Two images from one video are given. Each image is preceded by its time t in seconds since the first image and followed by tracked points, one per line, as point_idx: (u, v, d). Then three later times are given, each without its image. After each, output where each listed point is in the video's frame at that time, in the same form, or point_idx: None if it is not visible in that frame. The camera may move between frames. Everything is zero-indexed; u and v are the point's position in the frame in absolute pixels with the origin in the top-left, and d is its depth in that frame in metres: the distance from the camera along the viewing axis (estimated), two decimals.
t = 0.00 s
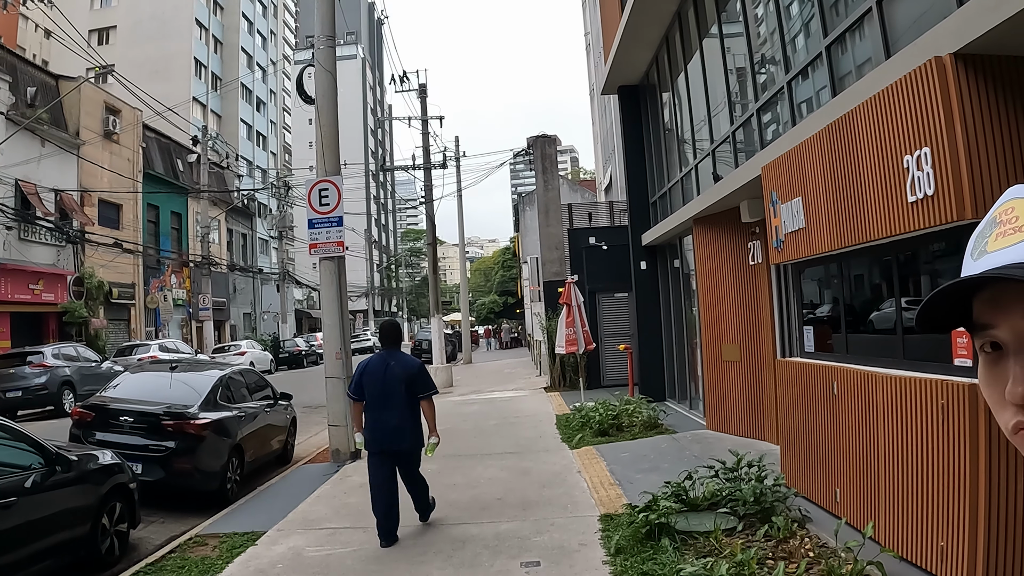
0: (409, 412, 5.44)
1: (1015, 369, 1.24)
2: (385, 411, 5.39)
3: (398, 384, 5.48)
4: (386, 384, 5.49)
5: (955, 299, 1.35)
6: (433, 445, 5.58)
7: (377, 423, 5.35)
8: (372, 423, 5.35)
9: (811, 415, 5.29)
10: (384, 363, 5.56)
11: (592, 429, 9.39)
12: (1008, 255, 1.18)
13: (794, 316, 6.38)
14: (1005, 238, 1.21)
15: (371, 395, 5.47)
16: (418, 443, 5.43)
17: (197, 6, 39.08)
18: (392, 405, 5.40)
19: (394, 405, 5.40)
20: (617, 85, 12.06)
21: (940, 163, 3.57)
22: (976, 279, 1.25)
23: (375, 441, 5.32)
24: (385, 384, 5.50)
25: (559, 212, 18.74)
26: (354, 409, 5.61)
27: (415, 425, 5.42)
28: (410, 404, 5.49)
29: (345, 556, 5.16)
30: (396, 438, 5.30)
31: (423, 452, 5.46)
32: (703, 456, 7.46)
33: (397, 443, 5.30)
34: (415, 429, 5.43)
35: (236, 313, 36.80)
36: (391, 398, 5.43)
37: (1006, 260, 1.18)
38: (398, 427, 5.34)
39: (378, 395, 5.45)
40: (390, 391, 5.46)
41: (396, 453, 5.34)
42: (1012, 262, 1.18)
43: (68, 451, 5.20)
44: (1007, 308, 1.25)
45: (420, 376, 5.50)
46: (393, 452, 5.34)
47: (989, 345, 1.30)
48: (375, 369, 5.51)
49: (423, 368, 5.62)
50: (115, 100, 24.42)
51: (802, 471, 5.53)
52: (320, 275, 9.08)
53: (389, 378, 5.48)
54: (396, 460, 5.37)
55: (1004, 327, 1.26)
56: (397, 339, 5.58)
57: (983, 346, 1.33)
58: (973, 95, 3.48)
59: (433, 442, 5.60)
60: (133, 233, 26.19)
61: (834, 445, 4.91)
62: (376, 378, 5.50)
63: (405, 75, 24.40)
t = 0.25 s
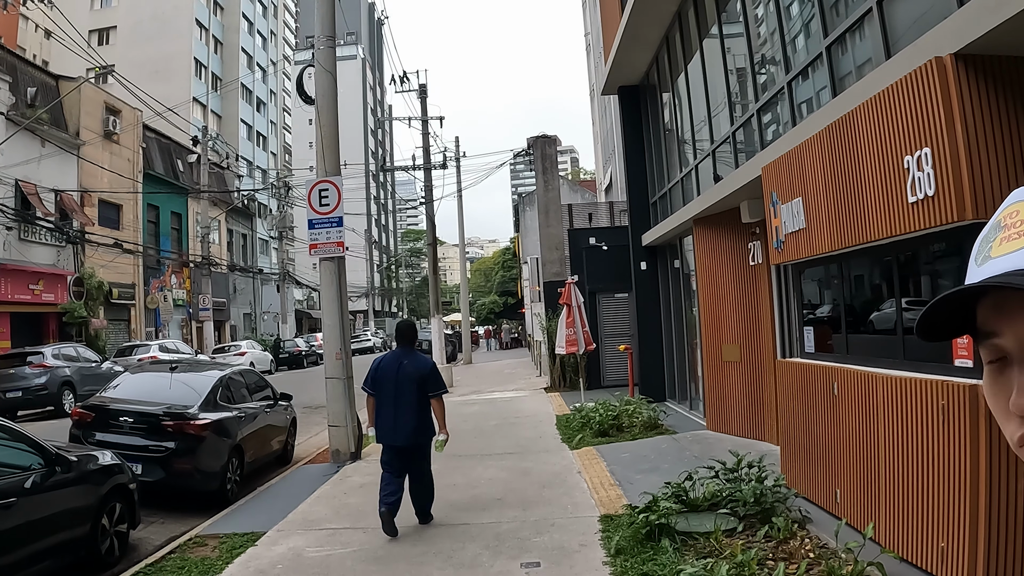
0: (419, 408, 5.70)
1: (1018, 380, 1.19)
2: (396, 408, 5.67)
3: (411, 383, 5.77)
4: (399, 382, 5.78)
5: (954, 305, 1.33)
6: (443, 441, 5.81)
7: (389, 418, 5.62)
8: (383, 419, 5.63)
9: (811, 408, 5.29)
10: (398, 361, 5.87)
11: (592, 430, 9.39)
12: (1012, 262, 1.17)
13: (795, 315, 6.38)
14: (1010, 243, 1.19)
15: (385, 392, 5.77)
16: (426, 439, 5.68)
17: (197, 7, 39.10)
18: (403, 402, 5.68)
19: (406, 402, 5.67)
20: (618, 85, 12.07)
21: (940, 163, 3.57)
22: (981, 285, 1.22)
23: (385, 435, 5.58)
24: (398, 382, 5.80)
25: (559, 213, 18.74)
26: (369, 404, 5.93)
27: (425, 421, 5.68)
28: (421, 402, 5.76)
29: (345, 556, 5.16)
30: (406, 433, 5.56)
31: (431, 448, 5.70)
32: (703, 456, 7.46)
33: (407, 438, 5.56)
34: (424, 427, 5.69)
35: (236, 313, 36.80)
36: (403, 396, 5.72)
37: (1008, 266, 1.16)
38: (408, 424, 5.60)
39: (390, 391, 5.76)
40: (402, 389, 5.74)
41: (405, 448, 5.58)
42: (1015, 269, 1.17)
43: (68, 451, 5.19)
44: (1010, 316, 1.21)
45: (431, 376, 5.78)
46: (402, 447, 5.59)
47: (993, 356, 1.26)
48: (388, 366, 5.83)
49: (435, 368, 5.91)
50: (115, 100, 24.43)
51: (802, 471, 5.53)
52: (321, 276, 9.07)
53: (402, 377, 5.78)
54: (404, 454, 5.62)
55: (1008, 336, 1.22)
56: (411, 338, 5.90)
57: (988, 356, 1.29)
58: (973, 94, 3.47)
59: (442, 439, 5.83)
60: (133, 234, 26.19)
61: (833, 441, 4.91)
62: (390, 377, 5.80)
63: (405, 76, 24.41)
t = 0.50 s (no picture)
0: (430, 402, 5.93)
1: None
2: (407, 403, 5.92)
3: (420, 377, 5.97)
4: (410, 377, 6.01)
5: (970, 302, 1.54)
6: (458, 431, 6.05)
7: (402, 413, 5.89)
8: (397, 414, 5.90)
9: (811, 391, 5.29)
10: (408, 357, 6.08)
11: (592, 431, 9.39)
12: None
13: (795, 313, 6.37)
14: None
15: (397, 387, 6.00)
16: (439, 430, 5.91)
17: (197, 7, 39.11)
18: (414, 397, 5.92)
19: (416, 397, 5.90)
20: (618, 85, 12.06)
21: (941, 163, 3.56)
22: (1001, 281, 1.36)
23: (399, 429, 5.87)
24: (409, 377, 6.02)
25: (560, 213, 18.73)
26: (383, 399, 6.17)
27: (437, 414, 5.90)
28: (433, 395, 5.98)
29: (345, 556, 5.15)
30: (417, 427, 5.82)
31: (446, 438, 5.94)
32: (704, 457, 7.45)
33: (420, 431, 5.82)
34: (436, 419, 5.91)
35: (236, 314, 36.79)
36: (413, 390, 5.95)
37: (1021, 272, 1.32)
38: (421, 417, 5.85)
39: (402, 387, 5.99)
40: (412, 384, 5.97)
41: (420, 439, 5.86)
42: None
43: (69, 452, 5.19)
44: None
45: (439, 370, 5.97)
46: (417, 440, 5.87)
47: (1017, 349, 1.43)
48: (399, 362, 6.04)
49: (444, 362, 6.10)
50: (115, 101, 24.43)
51: (802, 471, 5.54)
52: (322, 276, 9.05)
53: (412, 372, 6.00)
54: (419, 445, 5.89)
55: None
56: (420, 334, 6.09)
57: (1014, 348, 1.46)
58: (973, 94, 3.47)
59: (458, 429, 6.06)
60: (134, 234, 26.19)
61: (834, 433, 4.90)
62: (401, 372, 6.02)
63: (405, 76, 24.42)
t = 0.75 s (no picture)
0: (437, 405, 5.96)
1: None
2: (416, 406, 5.94)
3: (428, 380, 6.00)
4: (416, 380, 6.02)
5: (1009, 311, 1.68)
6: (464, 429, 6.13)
7: (411, 416, 5.92)
8: (406, 416, 5.93)
9: (811, 376, 5.29)
10: (414, 359, 6.09)
11: (592, 431, 9.38)
12: None
13: (795, 309, 6.38)
14: None
15: (404, 390, 6.02)
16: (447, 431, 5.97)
17: (197, 8, 39.13)
18: (422, 400, 5.94)
19: (425, 400, 5.92)
20: (618, 86, 12.06)
21: (941, 164, 3.56)
22: None
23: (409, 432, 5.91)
24: (415, 379, 6.04)
25: (560, 214, 18.73)
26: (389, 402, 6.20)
27: (445, 416, 5.96)
28: (439, 397, 6.03)
29: (345, 557, 5.15)
30: (428, 429, 5.87)
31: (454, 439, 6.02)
32: (704, 458, 7.45)
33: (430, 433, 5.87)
34: (444, 420, 5.97)
35: (236, 314, 36.81)
36: (421, 393, 5.97)
37: None
38: (430, 420, 5.90)
39: (409, 390, 6.00)
40: (419, 387, 5.99)
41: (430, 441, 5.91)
42: None
43: (69, 453, 5.19)
44: None
45: (446, 372, 6.00)
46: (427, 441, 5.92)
47: None
48: (406, 366, 6.04)
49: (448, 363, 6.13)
50: (116, 102, 24.44)
51: (803, 469, 5.54)
52: (322, 277, 9.04)
53: (418, 375, 6.01)
54: (428, 447, 5.94)
55: None
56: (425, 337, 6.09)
57: None
58: (974, 94, 3.47)
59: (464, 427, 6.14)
60: (134, 235, 26.19)
61: (834, 430, 4.89)
62: (408, 375, 6.02)
63: (405, 77, 24.48)
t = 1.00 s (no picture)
0: (445, 396, 6.35)
1: None
2: (425, 396, 6.31)
3: (435, 373, 6.38)
4: (423, 373, 6.40)
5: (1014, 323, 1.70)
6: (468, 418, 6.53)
7: (419, 406, 6.30)
8: (414, 407, 6.30)
9: (812, 371, 5.28)
10: (421, 353, 6.48)
11: (592, 432, 9.38)
12: None
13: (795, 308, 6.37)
14: None
15: (412, 382, 6.39)
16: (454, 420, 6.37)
17: (197, 9, 39.15)
18: (430, 391, 6.33)
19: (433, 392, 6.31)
20: (618, 87, 12.07)
21: (942, 165, 3.56)
22: None
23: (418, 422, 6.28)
24: (422, 371, 6.42)
25: (560, 214, 18.72)
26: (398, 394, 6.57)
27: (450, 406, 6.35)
28: (445, 388, 6.42)
29: (346, 558, 5.15)
30: (436, 418, 6.25)
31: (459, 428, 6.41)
32: (705, 459, 7.44)
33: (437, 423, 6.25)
34: (450, 410, 6.36)
35: (236, 315, 36.80)
36: (428, 385, 6.35)
37: None
38: (437, 410, 6.29)
39: (417, 381, 6.38)
40: (427, 379, 6.36)
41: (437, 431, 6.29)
42: None
43: (69, 453, 5.18)
44: None
45: (452, 365, 6.39)
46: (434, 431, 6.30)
47: None
48: (413, 359, 6.42)
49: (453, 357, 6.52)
50: (116, 102, 24.45)
51: (804, 471, 5.53)
52: (322, 278, 9.04)
53: (425, 368, 6.39)
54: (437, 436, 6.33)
55: None
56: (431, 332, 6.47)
57: None
58: (974, 95, 3.48)
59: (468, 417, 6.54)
60: (134, 236, 26.18)
61: (835, 430, 4.89)
62: (415, 368, 6.40)
63: (405, 78, 24.50)
